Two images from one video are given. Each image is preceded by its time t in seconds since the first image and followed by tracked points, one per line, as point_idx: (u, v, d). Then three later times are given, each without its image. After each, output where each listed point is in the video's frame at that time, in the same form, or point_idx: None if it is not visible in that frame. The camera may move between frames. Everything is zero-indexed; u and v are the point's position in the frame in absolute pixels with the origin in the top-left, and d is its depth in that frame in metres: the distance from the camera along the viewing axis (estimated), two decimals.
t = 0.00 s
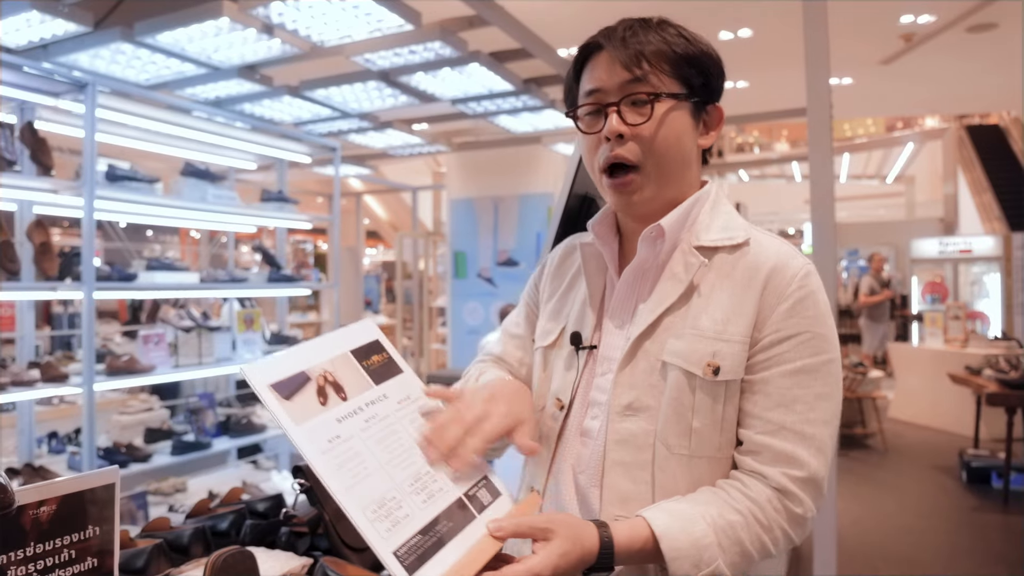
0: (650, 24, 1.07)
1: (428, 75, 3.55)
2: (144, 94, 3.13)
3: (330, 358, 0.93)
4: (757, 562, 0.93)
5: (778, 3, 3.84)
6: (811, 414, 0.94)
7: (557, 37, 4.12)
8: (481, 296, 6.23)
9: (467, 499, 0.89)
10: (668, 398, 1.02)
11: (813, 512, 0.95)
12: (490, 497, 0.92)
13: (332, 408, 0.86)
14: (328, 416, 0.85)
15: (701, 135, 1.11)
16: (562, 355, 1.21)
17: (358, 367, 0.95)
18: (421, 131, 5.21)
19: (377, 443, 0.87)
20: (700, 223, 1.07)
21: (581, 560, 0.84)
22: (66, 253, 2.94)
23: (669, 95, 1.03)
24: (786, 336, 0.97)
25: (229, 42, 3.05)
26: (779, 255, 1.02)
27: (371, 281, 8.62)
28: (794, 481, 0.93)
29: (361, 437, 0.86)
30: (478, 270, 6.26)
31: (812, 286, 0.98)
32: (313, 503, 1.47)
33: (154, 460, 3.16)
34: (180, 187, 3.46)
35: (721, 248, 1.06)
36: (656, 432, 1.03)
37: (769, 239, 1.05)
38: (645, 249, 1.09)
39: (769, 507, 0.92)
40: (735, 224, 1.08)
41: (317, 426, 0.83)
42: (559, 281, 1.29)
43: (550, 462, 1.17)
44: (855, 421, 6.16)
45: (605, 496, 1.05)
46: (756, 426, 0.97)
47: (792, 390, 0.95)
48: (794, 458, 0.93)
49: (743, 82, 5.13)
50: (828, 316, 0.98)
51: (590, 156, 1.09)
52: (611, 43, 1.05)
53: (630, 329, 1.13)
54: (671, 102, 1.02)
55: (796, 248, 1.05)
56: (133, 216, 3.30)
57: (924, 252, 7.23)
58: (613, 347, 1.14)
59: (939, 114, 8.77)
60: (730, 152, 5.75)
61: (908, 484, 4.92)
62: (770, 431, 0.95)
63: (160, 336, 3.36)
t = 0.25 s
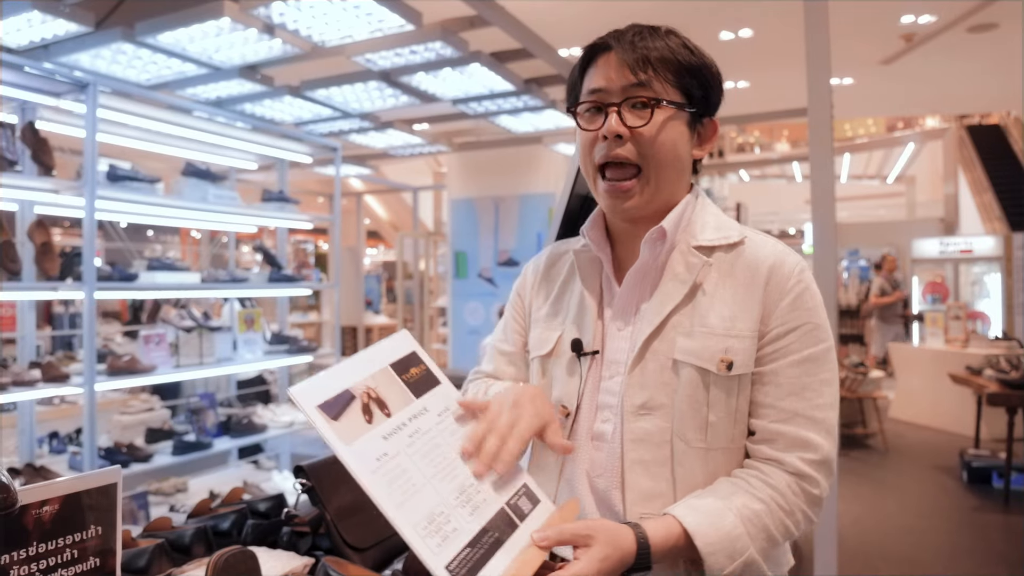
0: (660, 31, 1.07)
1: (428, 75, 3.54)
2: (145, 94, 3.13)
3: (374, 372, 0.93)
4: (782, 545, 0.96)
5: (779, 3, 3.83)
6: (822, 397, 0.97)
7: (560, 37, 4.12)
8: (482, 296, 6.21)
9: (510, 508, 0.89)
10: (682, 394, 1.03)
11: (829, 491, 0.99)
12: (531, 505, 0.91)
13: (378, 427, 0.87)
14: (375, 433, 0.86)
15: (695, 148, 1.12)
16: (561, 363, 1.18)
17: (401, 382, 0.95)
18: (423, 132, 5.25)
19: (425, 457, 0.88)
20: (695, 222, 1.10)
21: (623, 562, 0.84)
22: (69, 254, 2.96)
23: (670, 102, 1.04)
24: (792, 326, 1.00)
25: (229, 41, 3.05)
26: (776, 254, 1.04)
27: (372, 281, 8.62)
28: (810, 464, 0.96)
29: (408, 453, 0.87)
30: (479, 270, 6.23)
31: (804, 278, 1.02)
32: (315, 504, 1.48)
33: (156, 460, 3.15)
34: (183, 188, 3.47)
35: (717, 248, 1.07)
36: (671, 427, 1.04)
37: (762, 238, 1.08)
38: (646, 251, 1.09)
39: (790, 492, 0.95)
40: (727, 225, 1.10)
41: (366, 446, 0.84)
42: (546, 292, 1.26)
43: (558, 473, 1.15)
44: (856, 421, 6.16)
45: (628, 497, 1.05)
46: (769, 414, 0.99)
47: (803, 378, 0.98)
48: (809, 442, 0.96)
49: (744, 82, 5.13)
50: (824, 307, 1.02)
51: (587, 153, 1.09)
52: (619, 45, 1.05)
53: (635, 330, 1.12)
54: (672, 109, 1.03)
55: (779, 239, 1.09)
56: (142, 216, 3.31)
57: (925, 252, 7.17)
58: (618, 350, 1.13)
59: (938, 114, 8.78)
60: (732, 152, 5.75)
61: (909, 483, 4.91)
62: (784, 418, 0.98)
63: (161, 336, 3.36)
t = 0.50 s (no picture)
0: (672, 33, 1.08)
1: (429, 75, 3.54)
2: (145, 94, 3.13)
3: (385, 375, 0.95)
4: (793, 541, 0.99)
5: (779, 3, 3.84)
6: (832, 398, 1.00)
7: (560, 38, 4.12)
8: (482, 296, 6.22)
9: (526, 505, 0.90)
10: (695, 393, 1.04)
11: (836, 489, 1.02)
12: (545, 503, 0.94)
13: (394, 424, 0.87)
14: (390, 431, 0.87)
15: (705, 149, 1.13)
16: (568, 361, 1.18)
17: (413, 386, 0.96)
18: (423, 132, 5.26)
19: (440, 455, 0.88)
20: (705, 223, 1.11)
21: (640, 557, 0.85)
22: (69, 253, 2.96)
23: (687, 104, 1.05)
24: (802, 328, 1.01)
25: (229, 41, 3.05)
26: (786, 255, 1.05)
27: (372, 281, 8.63)
28: (820, 464, 0.99)
29: (424, 450, 0.87)
30: (479, 270, 6.24)
31: (809, 277, 1.03)
32: (315, 504, 1.48)
33: (156, 460, 3.15)
34: (183, 188, 3.47)
35: (727, 249, 1.09)
36: (683, 426, 1.05)
37: (772, 241, 1.09)
38: (659, 251, 1.10)
39: (801, 490, 0.98)
40: (735, 225, 1.12)
41: (383, 440, 0.84)
42: (552, 290, 1.26)
43: (565, 472, 1.15)
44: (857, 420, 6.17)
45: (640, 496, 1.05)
46: (780, 414, 1.02)
47: (814, 379, 1.00)
48: (819, 442, 0.99)
49: (744, 82, 5.13)
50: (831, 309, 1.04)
51: (602, 154, 1.08)
52: (636, 47, 1.06)
53: (645, 328, 1.13)
54: (688, 111, 1.04)
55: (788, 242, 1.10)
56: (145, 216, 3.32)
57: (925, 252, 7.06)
58: (626, 349, 1.14)
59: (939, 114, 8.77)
60: (732, 152, 5.75)
61: (909, 483, 4.91)
62: (795, 417, 1.00)
63: (161, 336, 3.37)
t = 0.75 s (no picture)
0: (688, 27, 1.09)
1: (426, 75, 3.54)
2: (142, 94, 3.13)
3: (402, 366, 0.94)
4: (810, 545, 1.00)
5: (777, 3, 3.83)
6: (852, 402, 1.00)
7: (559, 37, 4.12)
8: (481, 296, 6.23)
9: (543, 504, 0.90)
10: (715, 394, 1.02)
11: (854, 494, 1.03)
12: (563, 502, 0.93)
13: (409, 415, 0.87)
14: (406, 423, 0.87)
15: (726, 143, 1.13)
16: (583, 361, 1.15)
17: (430, 379, 0.96)
18: (421, 131, 5.26)
19: (456, 449, 0.88)
20: (726, 222, 1.11)
21: (657, 556, 0.87)
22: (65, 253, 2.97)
23: (710, 93, 1.05)
24: (823, 330, 1.02)
25: (226, 41, 3.05)
26: (809, 254, 1.05)
27: (371, 281, 8.64)
28: (840, 467, 0.99)
29: (440, 443, 0.87)
30: (478, 270, 6.24)
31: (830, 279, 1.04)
32: (310, 504, 1.48)
33: (154, 460, 3.14)
34: (180, 188, 3.46)
35: (747, 249, 1.08)
36: (703, 429, 1.03)
37: (792, 240, 1.09)
38: (678, 250, 1.09)
39: (819, 493, 0.98)
40: (753, 225, 1.11)
41: (399, 433, 0.84)
42: (566, 286, 1.22)
43: (580, 474, 1.13)
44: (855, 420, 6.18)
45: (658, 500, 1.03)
46: (799, 416, 1.02)
47: (834, 381, 1.01)
48: (838, 446, 0.99)
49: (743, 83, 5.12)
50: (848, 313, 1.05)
51: (624, 147, 1.07)
52: (656, 40, 1.06)
53: (665, 327, 1.11)
54: (712, 100, 1.05)
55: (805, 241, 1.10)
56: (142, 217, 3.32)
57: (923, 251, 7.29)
58: (644, 350, 1.11)
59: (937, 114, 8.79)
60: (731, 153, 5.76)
61: (908, 483, 4.91)
62: (814, 420, 1.01)
63: (158, 337, 3.36)
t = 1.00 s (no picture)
0: (699, 18, 1.09)
1: (414, 75, 3.54)
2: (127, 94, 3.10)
3: (409, 382, 0.89)
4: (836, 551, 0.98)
5: (763, 4, 3.86)
6: (874, 402, 0.99)
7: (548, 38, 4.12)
8: (469, 296, 6.22)
9: (559, 521, 0.89)
10: (731, 396, 1.01)
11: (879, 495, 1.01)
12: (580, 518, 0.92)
13: (420, 436, 0.83)
14: (416, 444, 0.83)
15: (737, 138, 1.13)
16: (596, 362, 1.14)
17: (437, 392, 0.91)
18: (410, 132, 5.26)
19: (468, 469, 0.85)
20: (741, 218, 1.10)
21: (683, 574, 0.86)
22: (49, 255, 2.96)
23: (721, 88, 1.04)
24: (842, 329, 1.00)
25: (212, 41, 3.03)
26: (826, 251, 1.04)
27: (359, 281, 8.62)
28: (864, 469, 0.98)
29: (452, 464, 0.84)
30: (467, 270, 6.23)
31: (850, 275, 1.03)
32: (290, 505, 1.47)
33: (138, 462, 3.13)
34: (165, 188, 3.44)
35: (763, 244, 1.07)
36: (719, 431, 1.01)
37: (807, 235, 1.08)
38: (693, 247, 1.07)
39: (845, 497, 0.97)
40: (769, 220, 1.10)
41: (409, 457, 0.80)
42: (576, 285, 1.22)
43: (595, 477, 1.11)
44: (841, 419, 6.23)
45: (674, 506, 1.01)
46: (821, 418, 1.00)
47: (855, 381, 0.99)
48: (862, 447, 0.98)
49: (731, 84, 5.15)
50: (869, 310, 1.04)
51: (632, 141, 1.06)
52: (668, 32, 1.05)
53: (679, 328, 1.10)
54: (723, 95, 1.04)
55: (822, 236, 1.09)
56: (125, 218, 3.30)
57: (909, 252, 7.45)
58: (657, 349, 1.11)
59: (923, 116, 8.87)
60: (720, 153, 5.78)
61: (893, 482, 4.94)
62: (837, 422, 0.99)
63: (143, 337, 3.31)
